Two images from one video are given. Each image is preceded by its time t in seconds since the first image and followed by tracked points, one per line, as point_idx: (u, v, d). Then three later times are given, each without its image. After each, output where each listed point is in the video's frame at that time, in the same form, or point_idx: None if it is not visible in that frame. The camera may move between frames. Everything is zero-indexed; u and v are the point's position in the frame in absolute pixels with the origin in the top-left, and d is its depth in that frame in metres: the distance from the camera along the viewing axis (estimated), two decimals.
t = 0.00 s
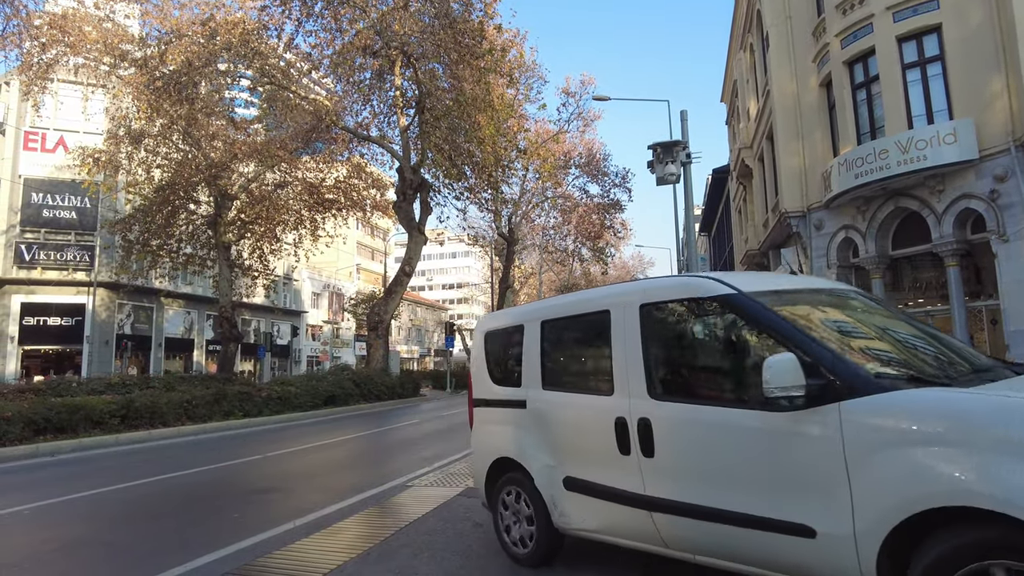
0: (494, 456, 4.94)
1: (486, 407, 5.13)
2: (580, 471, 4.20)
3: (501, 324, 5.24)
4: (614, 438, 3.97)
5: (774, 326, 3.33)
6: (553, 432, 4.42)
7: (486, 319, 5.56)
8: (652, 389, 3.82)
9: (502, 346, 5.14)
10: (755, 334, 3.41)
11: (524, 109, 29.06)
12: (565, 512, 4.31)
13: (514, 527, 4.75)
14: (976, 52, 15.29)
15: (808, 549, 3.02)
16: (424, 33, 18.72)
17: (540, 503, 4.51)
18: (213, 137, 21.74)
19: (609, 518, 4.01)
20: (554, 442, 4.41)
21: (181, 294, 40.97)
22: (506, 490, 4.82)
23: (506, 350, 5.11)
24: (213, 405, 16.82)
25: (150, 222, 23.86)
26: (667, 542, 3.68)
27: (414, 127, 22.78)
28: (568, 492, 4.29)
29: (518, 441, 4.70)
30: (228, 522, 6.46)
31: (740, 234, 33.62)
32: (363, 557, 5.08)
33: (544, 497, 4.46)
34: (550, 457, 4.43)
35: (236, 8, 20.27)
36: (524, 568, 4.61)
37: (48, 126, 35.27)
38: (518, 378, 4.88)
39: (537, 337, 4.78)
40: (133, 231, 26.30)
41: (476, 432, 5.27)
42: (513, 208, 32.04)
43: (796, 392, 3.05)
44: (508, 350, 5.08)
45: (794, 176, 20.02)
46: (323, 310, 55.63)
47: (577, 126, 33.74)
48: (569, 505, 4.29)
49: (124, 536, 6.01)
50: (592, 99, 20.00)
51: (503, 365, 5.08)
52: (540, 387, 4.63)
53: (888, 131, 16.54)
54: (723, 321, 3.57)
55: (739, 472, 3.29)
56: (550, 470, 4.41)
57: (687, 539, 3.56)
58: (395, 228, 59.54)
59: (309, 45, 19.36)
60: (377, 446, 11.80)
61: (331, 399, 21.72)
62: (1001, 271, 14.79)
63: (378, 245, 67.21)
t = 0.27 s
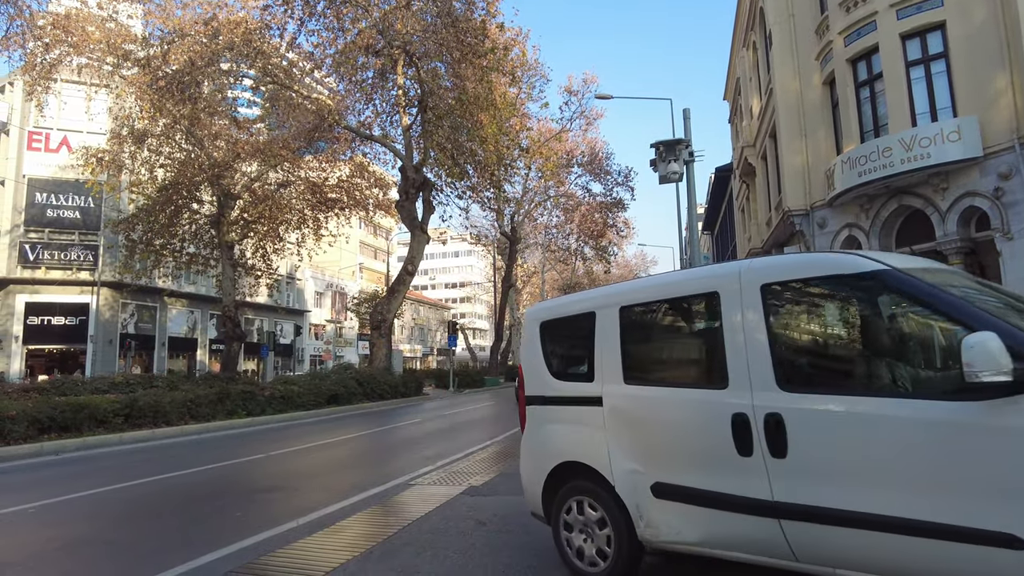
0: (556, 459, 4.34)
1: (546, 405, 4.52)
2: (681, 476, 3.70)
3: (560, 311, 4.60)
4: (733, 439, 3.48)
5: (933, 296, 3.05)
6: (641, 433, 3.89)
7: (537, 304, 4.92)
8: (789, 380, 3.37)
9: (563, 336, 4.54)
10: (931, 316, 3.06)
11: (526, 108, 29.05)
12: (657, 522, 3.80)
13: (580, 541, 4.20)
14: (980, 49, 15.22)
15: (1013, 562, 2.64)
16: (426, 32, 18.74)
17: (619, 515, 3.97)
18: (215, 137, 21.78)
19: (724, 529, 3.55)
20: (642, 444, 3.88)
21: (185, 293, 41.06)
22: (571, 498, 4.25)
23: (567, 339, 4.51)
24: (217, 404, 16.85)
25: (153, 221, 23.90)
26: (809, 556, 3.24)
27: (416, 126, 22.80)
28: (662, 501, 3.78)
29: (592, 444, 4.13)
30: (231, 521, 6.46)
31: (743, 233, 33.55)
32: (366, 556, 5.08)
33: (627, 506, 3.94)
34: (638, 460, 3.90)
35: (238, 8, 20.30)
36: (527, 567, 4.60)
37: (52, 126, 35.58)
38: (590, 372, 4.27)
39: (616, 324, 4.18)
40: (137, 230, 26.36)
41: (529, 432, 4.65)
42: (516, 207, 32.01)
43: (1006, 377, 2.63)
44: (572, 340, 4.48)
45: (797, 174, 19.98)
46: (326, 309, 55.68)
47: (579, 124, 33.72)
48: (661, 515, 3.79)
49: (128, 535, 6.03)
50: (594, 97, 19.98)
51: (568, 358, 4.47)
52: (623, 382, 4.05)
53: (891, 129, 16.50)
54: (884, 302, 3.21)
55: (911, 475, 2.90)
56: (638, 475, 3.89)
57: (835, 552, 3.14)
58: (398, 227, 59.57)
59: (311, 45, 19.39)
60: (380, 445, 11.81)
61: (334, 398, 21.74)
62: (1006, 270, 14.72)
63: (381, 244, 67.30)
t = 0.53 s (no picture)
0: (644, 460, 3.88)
1: (630, 399, 4.04)
2: (809, 475, 3.35)
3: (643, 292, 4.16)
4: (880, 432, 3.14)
5: None
6: (758, 428, 3.51)
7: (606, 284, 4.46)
8: (950, 363, 3.06)
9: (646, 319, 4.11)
10: None
11: (528, 105, 29.00)
12: (778, 527, 3.44)
13: (673, 553, 3.72)
14: (985, 45, 15.14)
15: None
16: (429, 29, 18.74)
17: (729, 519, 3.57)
18: (218, 135, 21.79)
19: (868, 534, 3.18)
20: (760, 441, 3.50)
21: (188, 291, 41.12)
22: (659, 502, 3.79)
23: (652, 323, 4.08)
24: (220, 402, 16.86)
25: (156, 219, 23.90)
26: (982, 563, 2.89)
27: (419, 124, 22.79)
28: (783, 504, 3.43)
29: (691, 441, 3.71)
30: (234, 518, 6.46)
31: (746, 230, 33.49)
32: (369, 553, 5.09)
33: (742, 511, 3.54)
34: (753, 459, 3.52)
35: (241, 6, 20.29)
36: (527, 565, 4.60)
37: (55, 125, 35.85)
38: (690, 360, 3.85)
39: (722, 306, 3.80)
40: (140, 229, 26.38)
41: (601, 428, 4.17)
42: (518, 205, 31.97)
43: None
44: (670, 322, 4.01)
45: (800, 171, 19.92)
46: (329, 307, 55.73)
47: (582, 122, 33.67)
48: (782, 520, 3.44)
49: (132, 532, 6.03)
50: (597, 94, 19.93)
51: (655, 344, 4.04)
52: (735, 370, 3.65)
53: (895, 126, 16.44)
54: None
55: None
56: (753, 475, 3.52)
57: (1007, 560, 2.83)
58: (400, 225, 59.59)
59: (314, 43, 19.38)
60: (383, 442, 11.82)
61: (337, 395, 21.75)
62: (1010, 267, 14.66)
63: (383, 242, 67.33)
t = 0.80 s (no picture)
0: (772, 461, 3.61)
1: (749, 390, 3.76)
2: (970, 476, 3.10)
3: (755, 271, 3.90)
4: None
5: None
6: (907, 420, 3.26)
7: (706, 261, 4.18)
8: None
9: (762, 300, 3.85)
10: None
11: (531, 101, 28.96)
12: (939, 537, 3.17)
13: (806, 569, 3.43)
14: (990, 40, 15.09)
15: None
16: (431, 25, 18.74)
17: (876, 531, 3.30)
18: (221, 132, 21.82)
19: None
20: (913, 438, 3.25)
21: (191, 288, 41.18)
22: (789, 511, 3.51)
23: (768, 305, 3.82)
24: (223, 399, 16.90)
25: (159, 216, 23.95)
26: None
27: (421, 121, 22.78)
28: (944, 508, 3.17)
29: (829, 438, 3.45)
30: (237, 515, 6.47)
31: (749, 227, 33.43)
32: (372, 548, 5.11)
33: (895, 517, 3.28)
34: (907, 457, 3.26)
35: (243, 3, 20.27)
36: (529, 561, 4.60)
37: (58, 122, 35.93)
38: (820, 345, 3.60)
39: (864, 282, 3.51)
40: (142, 226, 26.41)
41: (711, 425, 3.88)
42: (521, 201, 31.96)
43: None
44: (806, 300, 3.71)
45: (803, 168, 19.87)
46: (332, 304, 55.78)
47: (584, 118, 33.62)
48: (942, 527, 3.17)
49: (136, 528, 6.06)
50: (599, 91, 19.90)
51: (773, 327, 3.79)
52: (882, 358, 3.39)
53: (899, 122, 16.37)
54: None
55: None
56: (906, 476, 3.26)
57: None
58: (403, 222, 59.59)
59: (316, 39, 19.37)
60: (386, 438, 11.84)
61: (340, 392, 21.79)
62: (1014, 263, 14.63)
63: (386, 239, 67.36)
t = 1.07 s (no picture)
0: (937, 455, 3.36)
1: (904, 374, 3.52)
2: None
3: (898, 244, 3.68)
4: None
5: None
6: None
7: (835, 236, 3.95)
8: None
9: (908, 275, 3.63)
10: None
11: (533, 98, 28.91)
12: None
13: None
14: (995, 35, 15.07)
15: None
16: (433, 22, 18.83)
17: None
18: (223, 129, 21.81)
19: None
20: None
21: (194, 285, 41.20)
22: (942, 525, 3.28)
23: (917, 279, 3.60)
24: (226, 395, 16.93)
25: (162, 213, 23.98)
26: None
27: (423, 117, 22.74)
28: None
29: (1000, 428, 3.21)
30: (240, 511, 6.49)
31: (751, 224, 33.41)
32: (375, 544, 5.13)
33: None
34: None
35: None
36: (531, 556, 4.62)
37: (61, 120, 35.94)
38: (991, 321, 3.35)
39: None
40: (144, 223, 26.42)
41: (858, 418, 3.65)
42: (522, 198, 31.94)
43: None
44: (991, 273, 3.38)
45: (806, 164, 19.83)
46: (334, 301, 55.82)
47: (586, 115, 33.57)
48: None
49: (141, 524, 6.09)
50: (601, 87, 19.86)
51: (925, 303, 3.56)
52: None
53: (901, 118, 16.32)
54: None
55: None
56: None
57: None
58: (405, 219, 59.58)
59: (318, 36, 19.35)
60: (389, 435, 11.86)
61: (342, 389, 21.81)
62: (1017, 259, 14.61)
63: (388, 236, 67.37)
